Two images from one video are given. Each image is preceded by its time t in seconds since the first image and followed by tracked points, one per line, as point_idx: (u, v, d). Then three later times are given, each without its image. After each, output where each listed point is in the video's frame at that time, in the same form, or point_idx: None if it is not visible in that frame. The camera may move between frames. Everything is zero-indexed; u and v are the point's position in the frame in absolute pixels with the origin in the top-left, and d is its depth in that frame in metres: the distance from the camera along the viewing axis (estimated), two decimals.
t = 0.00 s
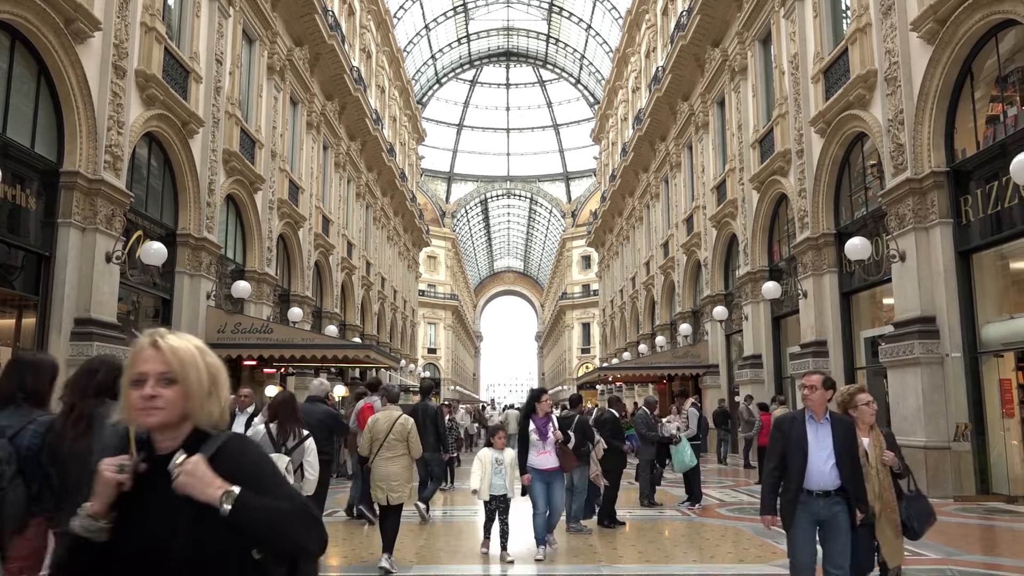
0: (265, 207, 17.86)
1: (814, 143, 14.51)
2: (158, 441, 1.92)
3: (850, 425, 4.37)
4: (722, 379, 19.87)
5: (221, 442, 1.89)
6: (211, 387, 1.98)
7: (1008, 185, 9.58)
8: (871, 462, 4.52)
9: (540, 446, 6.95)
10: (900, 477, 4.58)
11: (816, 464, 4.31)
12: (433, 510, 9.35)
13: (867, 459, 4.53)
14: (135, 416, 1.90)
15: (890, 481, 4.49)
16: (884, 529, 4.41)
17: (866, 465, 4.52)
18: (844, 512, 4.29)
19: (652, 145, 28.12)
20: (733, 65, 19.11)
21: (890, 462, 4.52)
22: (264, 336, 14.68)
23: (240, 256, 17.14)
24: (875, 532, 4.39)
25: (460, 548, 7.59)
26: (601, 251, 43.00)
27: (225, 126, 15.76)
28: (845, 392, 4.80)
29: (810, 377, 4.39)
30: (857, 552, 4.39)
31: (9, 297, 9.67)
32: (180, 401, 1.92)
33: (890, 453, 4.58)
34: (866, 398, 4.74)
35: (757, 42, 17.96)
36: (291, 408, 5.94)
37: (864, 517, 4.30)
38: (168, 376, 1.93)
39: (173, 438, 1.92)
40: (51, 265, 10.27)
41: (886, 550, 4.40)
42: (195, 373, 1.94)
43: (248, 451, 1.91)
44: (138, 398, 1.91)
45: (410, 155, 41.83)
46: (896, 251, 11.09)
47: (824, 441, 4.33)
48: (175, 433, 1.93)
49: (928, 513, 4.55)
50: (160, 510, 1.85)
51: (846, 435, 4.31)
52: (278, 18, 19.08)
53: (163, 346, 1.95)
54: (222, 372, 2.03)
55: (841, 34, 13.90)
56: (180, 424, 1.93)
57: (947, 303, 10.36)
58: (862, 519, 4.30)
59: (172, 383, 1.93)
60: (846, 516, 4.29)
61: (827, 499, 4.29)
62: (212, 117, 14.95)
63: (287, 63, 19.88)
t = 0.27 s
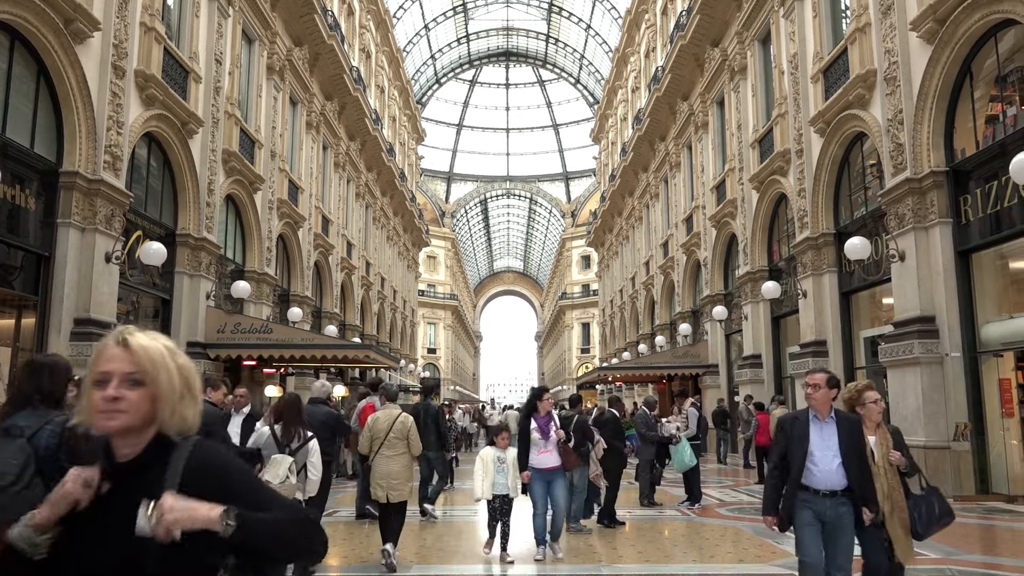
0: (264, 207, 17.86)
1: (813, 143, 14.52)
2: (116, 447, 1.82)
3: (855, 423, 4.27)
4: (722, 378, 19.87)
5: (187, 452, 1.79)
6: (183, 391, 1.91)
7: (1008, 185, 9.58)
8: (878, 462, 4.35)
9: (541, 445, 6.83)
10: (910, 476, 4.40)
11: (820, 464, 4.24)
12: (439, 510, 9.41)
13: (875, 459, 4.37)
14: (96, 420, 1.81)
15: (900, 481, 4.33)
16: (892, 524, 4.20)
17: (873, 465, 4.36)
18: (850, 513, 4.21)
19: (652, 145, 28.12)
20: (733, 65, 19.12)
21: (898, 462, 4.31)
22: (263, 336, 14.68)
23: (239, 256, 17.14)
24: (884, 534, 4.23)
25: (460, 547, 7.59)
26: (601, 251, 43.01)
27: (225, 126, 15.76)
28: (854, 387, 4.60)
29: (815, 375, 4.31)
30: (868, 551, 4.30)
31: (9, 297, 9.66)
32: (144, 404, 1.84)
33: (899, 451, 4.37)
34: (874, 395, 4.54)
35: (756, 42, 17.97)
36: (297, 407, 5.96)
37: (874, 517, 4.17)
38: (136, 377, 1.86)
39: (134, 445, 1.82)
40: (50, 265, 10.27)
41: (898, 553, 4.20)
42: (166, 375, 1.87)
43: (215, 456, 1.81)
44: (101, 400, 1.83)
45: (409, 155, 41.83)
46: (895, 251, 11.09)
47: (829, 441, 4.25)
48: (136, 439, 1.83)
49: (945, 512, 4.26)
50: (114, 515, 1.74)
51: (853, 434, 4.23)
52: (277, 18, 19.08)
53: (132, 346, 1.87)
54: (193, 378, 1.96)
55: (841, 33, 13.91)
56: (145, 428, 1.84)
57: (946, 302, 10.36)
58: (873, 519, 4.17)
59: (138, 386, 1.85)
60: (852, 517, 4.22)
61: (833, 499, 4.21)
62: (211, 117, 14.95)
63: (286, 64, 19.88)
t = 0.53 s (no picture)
0: (264, 207, 17.86)
1: (813, 142, 14.52)
2: (75, 455, 1.72)
3: (861, 425, 4.18)
4: (722, 378, 19.88)
5: (156, 459, 1.71)
6: (149, 394, 1.77)
7: (1007, 185, 9.58)
8: (889, 463, 4.32)
9: (543, 447, 6.63)
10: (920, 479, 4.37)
11: (828, 468, 4.13)
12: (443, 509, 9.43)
13: (886, 460, 4.34)
14: (53, 427, 1.69)
15: (910, 483, 4.29)
16: (904, 528, 4.13)
17: (884, 467, 4.32)
18: (858, 520, 4.10)
19: (652, 145, 28.12)
20: (733, 65, 19.11)
21: (907, 464, 4.29)
22: (263, 336, 14.68)
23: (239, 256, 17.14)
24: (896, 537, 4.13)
25: (460, 547, 7.59)
26: (600, 251, 43.03)
27: (225, 126, 15.76)
28: (864, 387, 4.56)
29: (818, 377, 4.22)
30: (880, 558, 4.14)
31: (8, 297, 9.66)
32: (106, 411, 1.71)
33: (909, 454, 4.35)
34: (883, 396, 4.50)
35: (756, 42, 17.97)
36: (302, 411, 6.22)
37: (884, 521, 4.08)
38: (96, 381, 1.72)
39: (93, 454, 1.72)
40: (50, 265, 10.26)
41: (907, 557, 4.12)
42: (128, 378, 1.73)
43: (185, 466, 1.72)
44: (58, 405, 1.70)
45: (409, 155, 41.85)
46: (895, 251, 11.10)
47: (836, 444, 4.16)
48: (97, 448, 1.72)
49: (956, 515, 4.20)
50: (83, 523, 1.66)
51: (859, 436, 4.14)
52: (277, 17, 19.08)
53: (93, 346, 1.73)
54: (157, 385, 1.80)
55: (841, 33, 13.91)
56: (107, 434, 1.73)
57: (946, 302, 10.37)
58: (885, 522, 4.07)
59: (99, 391, 1.72)
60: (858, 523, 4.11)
61: (841, 507, 4.10)
62: (211, 117, 14.95)
63: (286, 63, 19.88)
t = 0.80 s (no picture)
0: (264, 207, 17.85)
1: (812, 142, 14.53)
2: (21, 453, 1.66)
3: (866, 430, 4.04)
4: (721, 378, 19.89)
5: (109, 459, 1.67)
6: (105, 392, 1.69)
7: (1006, 185, 9.58)
8: (898, 470, 4.18)
9: (549, 449, 6.63)
10: (929, 485, 4.23)
11: (834, 476, 3.97)
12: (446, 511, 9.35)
13: (894, 467, 4.20)
14: None
15: (920, 491, 4.16)
16: (915, 542, 4.02)
17: (893, 474, 4.19)
18: (865, 528, 3.95)
19: (651, 145, 28.12)
20: (732, 65, 19.12)
21: (918, 471, 4.17)
22: (263, 336, 14.67)
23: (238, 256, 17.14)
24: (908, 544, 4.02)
25: (460, 547, 7.59)
26: (600, 251, 43.05)
27: (224, 126, 15.77)
28: (873, 390, 4.37)
29: (821, 380, 4.08)
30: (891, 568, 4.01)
31: (8, 297, 9.66)
32: (57, 406, 1.65)
33: (919, 460, 4.22)
34: (892, 401, 4.31)
35: (755, 42, 17.97)
36: (306, 410, 6.34)
37: (894, 529, 3.93)
38: (45, 373, 1.64)
39: (41, 453, 1.67)
40: (50, 265, 10.25)
41: (916, 566, 4.00)
42: (80, 372, 1.64)
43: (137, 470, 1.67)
44: (3, 395, 1.63)
45: (409, 156, 41.87)
46: (894, 251, 11.12)
47: (841, 450, 4.00)
48: (43, 446, 1.67)
49: (964, 520, 4.08)
50: (23, 524, 1.61)
51: (865, 443, 3.98)
52: (277, 17, 19.08)
53: (46, 335, 1.65)
54: (117, 377, 1.72)
55: (840, 33, 13.91)
56: (57, 430, 1.67)
57: (945, 302, 10.38)
58: (895, 530, 3.93)
59: (49, 383, 1.65)
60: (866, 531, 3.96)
61: (848, 517, 3.94)
62: (211, 117, 14.96)
63: (286, 64, 19.89)
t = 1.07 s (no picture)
0: (263, 207, 17.85)
1: (812, 142, 14.54)
2: None
3: (869, 428, 4.02)
4: (721, 378, 19.90)
5: (56, 456, 1.60)
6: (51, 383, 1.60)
7: (1006, 185, 9.57)
8: (908, 470, 4.06)
9: (553, 448, 6.59)
10: (941, 487, 4.04)
11: (837, 474, 3.97)
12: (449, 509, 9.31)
13: (902, 466, 4.09)
14: None
15: (931, 492, 4.03)
16: (926, 544, 3.96)
17: (902, 474, 4.08)
18: (869, 529, 3.94)
19: (651, 145, 28.13)
20: (732, 65, 19.13)
21: (929, 471, 4.02)
22: (262, 336, 14.67)
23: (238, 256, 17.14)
24: (913, 543, 4.00)
25: (458, 547, 7.60)
26: (599, 251, 43.08)
27: (224, 127, 15.78)
28: (881, 388, 4.22)
29: (823, 376, 4.04)
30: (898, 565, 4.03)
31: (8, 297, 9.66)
32: None
33: (930, 459, 4.08)
34: (901, 399, 4.15)
35: (755, 42, 17.99)
36: (309, 408, 6.23)
37: (897, 528, 3.94)
38: None
39: None
40: (50, 265, 10.25)
41: (925, 567, 3.97)
42: (27, 361, 1.55)
43: (83, 468, 1.61)
44: None
45: (409, 156, 41.90)
46: (894, 251, 11.13)
47: (843, 448, 3.99)
48: None
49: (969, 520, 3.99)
50: None
51: (866, 443, 3.97)
52: (276, 18, 19.10)
53: None
54: (65, 365, 1.64)
55: (839, 33, 13.92)
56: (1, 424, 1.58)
57: (945, 302, 10.38)
58: (899, 529, 3.94)
59: None
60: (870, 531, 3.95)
61: (851, 516, 3.94)
62: (210, 117, 14.97)
63: (286, 64, 19.90)
